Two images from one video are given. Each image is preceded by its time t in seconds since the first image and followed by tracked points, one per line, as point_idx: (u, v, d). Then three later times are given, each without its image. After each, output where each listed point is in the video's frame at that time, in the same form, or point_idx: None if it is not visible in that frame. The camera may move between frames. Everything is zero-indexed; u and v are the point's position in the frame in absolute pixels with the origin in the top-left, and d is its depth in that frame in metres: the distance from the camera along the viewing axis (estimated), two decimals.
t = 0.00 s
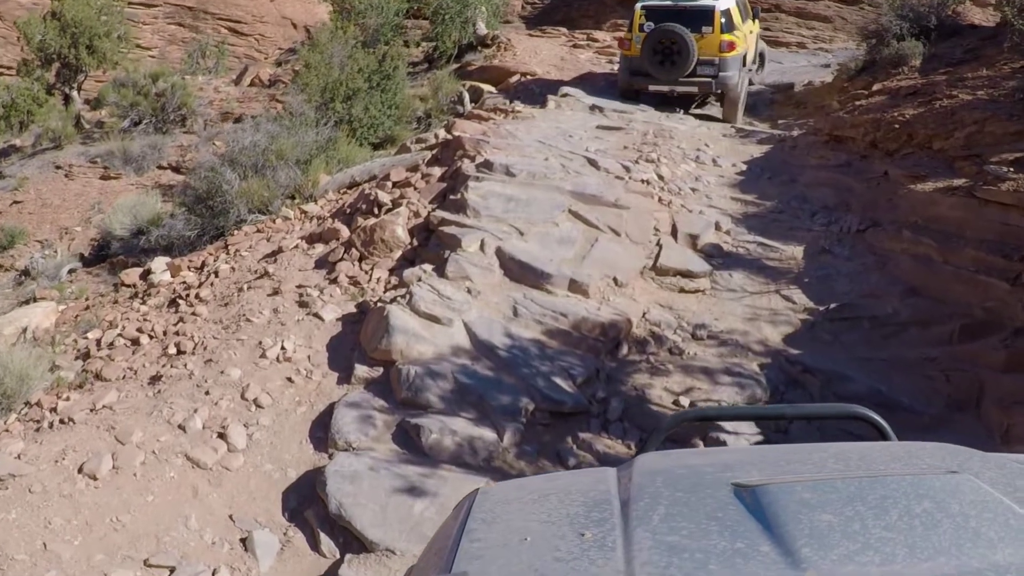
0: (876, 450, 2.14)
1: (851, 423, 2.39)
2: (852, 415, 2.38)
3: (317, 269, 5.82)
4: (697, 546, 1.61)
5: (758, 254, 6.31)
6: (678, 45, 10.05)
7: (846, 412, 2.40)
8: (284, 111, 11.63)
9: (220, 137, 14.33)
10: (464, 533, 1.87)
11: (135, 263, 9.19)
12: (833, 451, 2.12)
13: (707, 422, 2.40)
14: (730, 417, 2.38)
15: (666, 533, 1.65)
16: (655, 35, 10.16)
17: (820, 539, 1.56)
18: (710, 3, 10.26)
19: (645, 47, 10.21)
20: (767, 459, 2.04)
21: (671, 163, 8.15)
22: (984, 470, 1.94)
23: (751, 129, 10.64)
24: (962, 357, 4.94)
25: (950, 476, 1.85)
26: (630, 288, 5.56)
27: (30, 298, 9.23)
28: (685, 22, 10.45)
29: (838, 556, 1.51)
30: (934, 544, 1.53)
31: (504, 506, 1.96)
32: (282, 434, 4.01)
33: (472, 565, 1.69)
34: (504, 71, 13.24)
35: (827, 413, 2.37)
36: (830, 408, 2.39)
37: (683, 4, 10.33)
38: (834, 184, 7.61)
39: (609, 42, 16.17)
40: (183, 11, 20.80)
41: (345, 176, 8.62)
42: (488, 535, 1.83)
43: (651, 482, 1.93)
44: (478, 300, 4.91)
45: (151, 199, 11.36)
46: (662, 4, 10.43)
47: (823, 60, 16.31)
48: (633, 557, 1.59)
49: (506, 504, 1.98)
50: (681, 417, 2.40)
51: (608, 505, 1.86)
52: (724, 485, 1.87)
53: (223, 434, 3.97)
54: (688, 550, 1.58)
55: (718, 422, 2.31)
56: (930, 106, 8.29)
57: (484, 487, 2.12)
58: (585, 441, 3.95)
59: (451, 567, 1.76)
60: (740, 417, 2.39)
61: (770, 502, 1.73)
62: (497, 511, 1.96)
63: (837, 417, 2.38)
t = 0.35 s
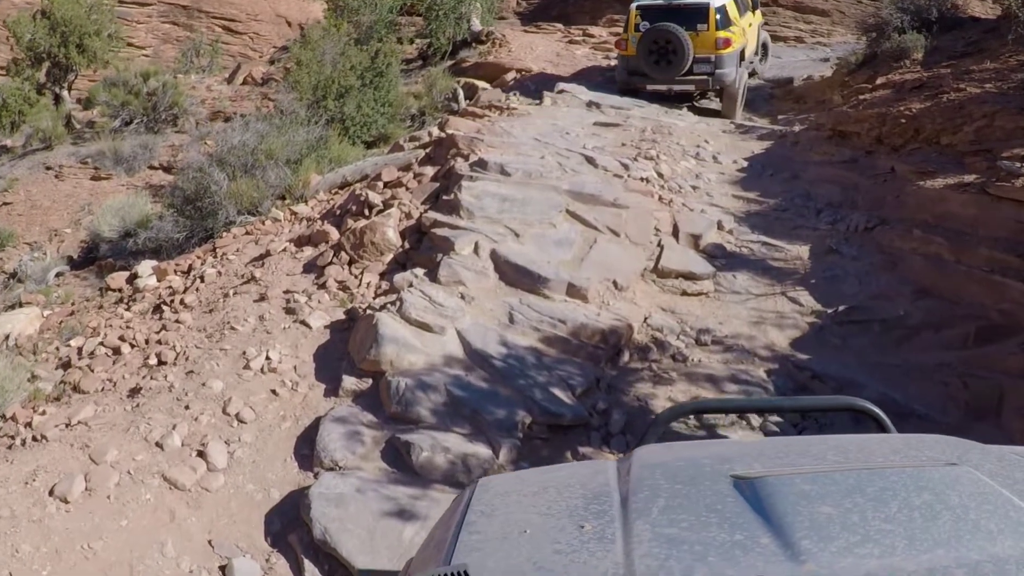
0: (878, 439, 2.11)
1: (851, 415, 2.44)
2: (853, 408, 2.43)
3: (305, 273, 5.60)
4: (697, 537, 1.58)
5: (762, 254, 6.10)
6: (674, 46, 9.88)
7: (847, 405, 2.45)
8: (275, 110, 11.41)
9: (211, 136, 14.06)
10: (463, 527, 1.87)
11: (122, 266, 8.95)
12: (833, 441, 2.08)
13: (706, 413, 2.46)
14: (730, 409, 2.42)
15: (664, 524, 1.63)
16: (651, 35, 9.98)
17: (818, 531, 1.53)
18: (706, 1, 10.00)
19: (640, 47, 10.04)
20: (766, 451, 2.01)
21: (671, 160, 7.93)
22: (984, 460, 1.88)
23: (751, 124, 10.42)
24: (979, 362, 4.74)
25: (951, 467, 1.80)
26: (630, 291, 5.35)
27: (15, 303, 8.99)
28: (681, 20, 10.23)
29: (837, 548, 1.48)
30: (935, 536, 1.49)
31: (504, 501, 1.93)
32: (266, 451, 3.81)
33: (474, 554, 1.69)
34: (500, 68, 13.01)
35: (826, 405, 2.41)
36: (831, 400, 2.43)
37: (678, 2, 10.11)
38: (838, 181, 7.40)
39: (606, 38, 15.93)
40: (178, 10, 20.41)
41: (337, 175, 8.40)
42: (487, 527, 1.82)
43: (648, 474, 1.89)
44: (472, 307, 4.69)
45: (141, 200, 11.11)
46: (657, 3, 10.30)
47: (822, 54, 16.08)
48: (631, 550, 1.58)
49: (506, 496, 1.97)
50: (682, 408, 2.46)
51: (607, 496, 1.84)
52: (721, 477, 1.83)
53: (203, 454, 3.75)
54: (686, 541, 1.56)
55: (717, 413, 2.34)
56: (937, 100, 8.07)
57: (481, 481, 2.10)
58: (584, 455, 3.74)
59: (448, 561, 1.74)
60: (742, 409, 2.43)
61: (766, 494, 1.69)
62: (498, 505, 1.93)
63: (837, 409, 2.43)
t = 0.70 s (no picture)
0: (863, 430, 2.09)
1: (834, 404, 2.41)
2: (838, 397, 2.40)
3: (292, 290, 5.60)
4: (680, 524, 1.56)
5: (751, 262, 6.09)
6: (664, 49, 9.90)
7: (834, 394, 2.41)
8: (266, 123, 11.42)
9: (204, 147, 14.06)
10: (447, 506, 1.80)
11: (114, 280, 8.94)
12: (817, 432, 2.06)
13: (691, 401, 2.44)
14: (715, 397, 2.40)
15: (649, 510, 1.61)
16: (642, 39, 9.99)
17: (804, 521, 1.52)
18: (695, 3, 10.00)
19: (631, 52, 10.05)
20: (749, 440, 1.98)
21: (660, 168, 7.92)
22: (972, 455, 1.88)
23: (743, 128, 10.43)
24: (968, 370, 4.74)
25: (936, 461, 1.79)
26: (617, 304, 5.35)
27: (7, 319, 8.97)
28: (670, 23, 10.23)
29: (822, 537, 1.47)
30: (919, 528, 1.48)
31: (490, 479, 1.88)
32: (249, 472, 3.80)
33: (455, 533, 1.65)
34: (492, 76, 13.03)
35: (811, 393, 2.39)
36: (816, 389, 2.39)
37: (667, 6, 10.11)
38: (828, 187, 7.40)
39: (598, 44, 15.96)
40: (172, 20, 20.05)
41: (328, 187, 8.40)
42: (471, 506, 1.77)
43: (636, 459, 1.86)
44: (457, 324, 4.69)
45: (133, 214, 11.10)
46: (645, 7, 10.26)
47: (814, 57, 16.10)
48: (614, 535, 1.55)
49: (491, 475, 1.92)
50: (670, 395, 2.43)
51: (592, 479, 1.80)
52: (708, 463, 1.81)
53: (186, 476, 3.75)
54: (671, 527, 1.54)
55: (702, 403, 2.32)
56: (926, 103, 8.07)
57: (467, 460, 2.05)
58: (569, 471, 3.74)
59: (428, 539, 1.69)
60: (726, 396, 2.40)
61: (753, 482, 1.67)
62: (483, 483, 1.88)
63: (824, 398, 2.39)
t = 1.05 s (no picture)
0: (865, 434, 2.12)
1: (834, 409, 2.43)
2: (837, 403, 2.43)
3: (291, 301, 5.63)
4: (680, 530, 1.59)
5: (746, 265, 6.14)
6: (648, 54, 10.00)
7: (835, 399, 2.43)
8: (261, 136, 11.45)
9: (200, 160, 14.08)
10: (448, 514, 1.83)
11: (112, 295, 8.95)
12: (817, 436, 2.09)
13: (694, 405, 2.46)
14: (716, 403, 2.43)
15: (650, 516, 1.64)
16: (625, 48, 10.11)
17: (803, 526, 1.55)
18: (676, 7, 10.09)
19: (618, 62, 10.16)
20: (750, 445, 2.01)
21: (655, 173, 7.96)
22: (972, 458, 1.91)
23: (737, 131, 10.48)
24: (964, 368, 4.79)
25: (936, 464, 1.82)
26: (613, 309, 5.39)
27: (7, 336, 8.98)
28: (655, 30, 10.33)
29: (821, 542, 1.50)
30: (917, 532, 1.52)
31: (490, 487, 1.91)
32: (250, 482, 3.83)
33: (455, 541, 1.68)
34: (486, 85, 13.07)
35: (811, 399, 2.41)
36: (817, 394, 2.41)
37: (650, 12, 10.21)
38: (822, 189, 7.46)
39: (591, 50, 16.02)
40: (166, 35, 19.73)
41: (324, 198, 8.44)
42: (472, 514, 1.80)
43: (636, 466, 1.89)
44: (456, 332, 4.72)
45: (129, 229, 11.12)
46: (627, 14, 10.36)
47: (806, 59, 16.18)
48: (616, 541, 1.58)
49: (491, 484, 1.95)
50: (672, 400, 2.44)
51: (592, 486, 1.83)
52: (708, 470, 1.83)
53: (187, 487, 3.78)
54: (671, 533, 1.57)
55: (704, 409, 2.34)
56: (918, 103, 8.12)
57: (466, 469, 2.07)
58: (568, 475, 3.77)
59: (429, 548, 1.72)
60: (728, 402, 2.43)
61: (754, 487, 1.70)
62: (483, 491, 1.91)
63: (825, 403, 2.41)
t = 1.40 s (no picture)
0: (868, 430, 2.11)
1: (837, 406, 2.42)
2: (841, 399, 2.42)
3: (291, 307, 5.62)
4: (686, 531, 1.58)
5: (746, 265, 6.13)
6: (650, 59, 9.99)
7: (838, 396, 2.42)
8: (257, 144, 11.45)
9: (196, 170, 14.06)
10: (454, 521, 1.82)
11: (111, 305, 8.93)
12: (821, 434, 2.08)
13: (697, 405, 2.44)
14: (720, 403, 2.41)
15: (656, 518, 1.62)
16: (627, 51, 10.09)
17: (810, 523, 1.54)
18: (679, 12, 10.04)
19: (619, 64, 10.15)
20: (754, 444, 1.99)
21: (653, 175, 7.96)
22: (977, 451, 1.90)
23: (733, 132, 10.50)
24: (966, 365, 4.78)
25: (941, 458, 1.81)
26: (615, 311, 5.39)
27: (6, 348, 8.96)
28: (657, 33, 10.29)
29: (828, 540, 1.49)
30: (924, 527, 1.51)
31: (495, 494, 1.90)
32: (255, 491, 3.82)
33: (462, 549, 1.66)
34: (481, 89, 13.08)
35: (814, 396, 2.39)
36: (819, 391, 2.40)
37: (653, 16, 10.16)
38: (820, 188, 7.46)
39: (585, 54, 16.04)
40: (160, 44, 19.70)
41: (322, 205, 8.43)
42: (478, 521, 1.78)
43: (641, 467, 1.88)
44: (457, 336, 4.70)
45: (126, 239, 11.10)
46: (628, 18, 10.30)
47: (801, 59, 16.20)
48: (621, 543, 1.57)
49: (495, 490, 1.94)
50: (674, 401, 2.43)
51: (597, 489, 1.82)
52: (713, 471, 1.82)
53: (192, 495, 3.76)
54: (677, 534, 1.55)
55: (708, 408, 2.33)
56: (915, 101, 8.13)
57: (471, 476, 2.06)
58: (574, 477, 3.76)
59: (436, 555, 1.71)
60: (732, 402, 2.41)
61: (758, 487, 1.69)
62: (489, 497, 1.90)
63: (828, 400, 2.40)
